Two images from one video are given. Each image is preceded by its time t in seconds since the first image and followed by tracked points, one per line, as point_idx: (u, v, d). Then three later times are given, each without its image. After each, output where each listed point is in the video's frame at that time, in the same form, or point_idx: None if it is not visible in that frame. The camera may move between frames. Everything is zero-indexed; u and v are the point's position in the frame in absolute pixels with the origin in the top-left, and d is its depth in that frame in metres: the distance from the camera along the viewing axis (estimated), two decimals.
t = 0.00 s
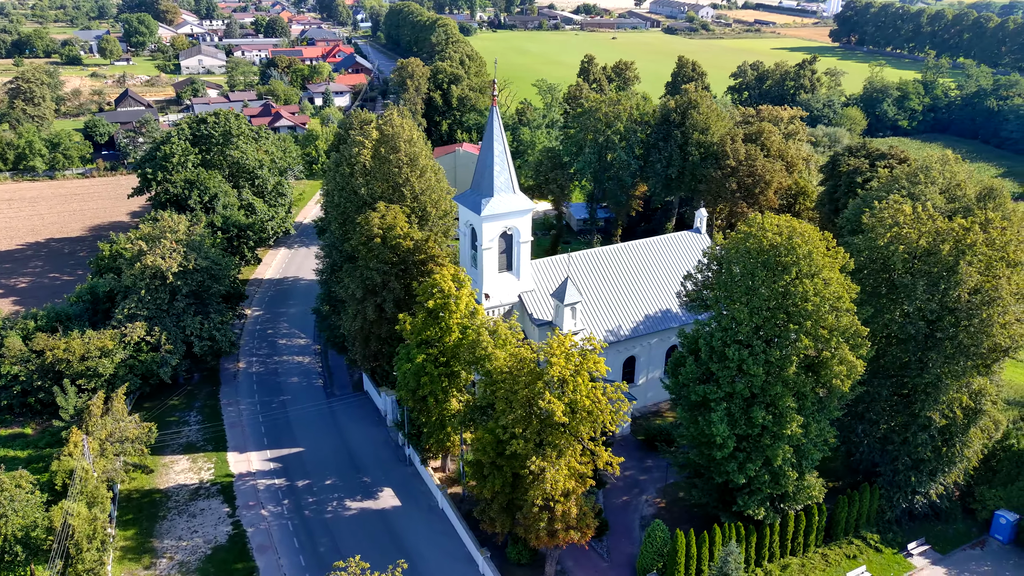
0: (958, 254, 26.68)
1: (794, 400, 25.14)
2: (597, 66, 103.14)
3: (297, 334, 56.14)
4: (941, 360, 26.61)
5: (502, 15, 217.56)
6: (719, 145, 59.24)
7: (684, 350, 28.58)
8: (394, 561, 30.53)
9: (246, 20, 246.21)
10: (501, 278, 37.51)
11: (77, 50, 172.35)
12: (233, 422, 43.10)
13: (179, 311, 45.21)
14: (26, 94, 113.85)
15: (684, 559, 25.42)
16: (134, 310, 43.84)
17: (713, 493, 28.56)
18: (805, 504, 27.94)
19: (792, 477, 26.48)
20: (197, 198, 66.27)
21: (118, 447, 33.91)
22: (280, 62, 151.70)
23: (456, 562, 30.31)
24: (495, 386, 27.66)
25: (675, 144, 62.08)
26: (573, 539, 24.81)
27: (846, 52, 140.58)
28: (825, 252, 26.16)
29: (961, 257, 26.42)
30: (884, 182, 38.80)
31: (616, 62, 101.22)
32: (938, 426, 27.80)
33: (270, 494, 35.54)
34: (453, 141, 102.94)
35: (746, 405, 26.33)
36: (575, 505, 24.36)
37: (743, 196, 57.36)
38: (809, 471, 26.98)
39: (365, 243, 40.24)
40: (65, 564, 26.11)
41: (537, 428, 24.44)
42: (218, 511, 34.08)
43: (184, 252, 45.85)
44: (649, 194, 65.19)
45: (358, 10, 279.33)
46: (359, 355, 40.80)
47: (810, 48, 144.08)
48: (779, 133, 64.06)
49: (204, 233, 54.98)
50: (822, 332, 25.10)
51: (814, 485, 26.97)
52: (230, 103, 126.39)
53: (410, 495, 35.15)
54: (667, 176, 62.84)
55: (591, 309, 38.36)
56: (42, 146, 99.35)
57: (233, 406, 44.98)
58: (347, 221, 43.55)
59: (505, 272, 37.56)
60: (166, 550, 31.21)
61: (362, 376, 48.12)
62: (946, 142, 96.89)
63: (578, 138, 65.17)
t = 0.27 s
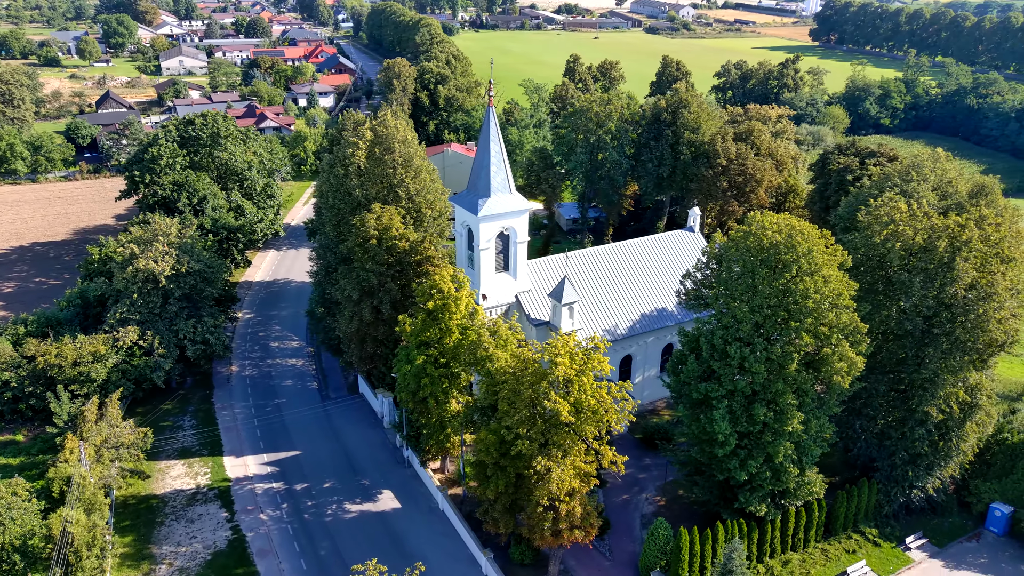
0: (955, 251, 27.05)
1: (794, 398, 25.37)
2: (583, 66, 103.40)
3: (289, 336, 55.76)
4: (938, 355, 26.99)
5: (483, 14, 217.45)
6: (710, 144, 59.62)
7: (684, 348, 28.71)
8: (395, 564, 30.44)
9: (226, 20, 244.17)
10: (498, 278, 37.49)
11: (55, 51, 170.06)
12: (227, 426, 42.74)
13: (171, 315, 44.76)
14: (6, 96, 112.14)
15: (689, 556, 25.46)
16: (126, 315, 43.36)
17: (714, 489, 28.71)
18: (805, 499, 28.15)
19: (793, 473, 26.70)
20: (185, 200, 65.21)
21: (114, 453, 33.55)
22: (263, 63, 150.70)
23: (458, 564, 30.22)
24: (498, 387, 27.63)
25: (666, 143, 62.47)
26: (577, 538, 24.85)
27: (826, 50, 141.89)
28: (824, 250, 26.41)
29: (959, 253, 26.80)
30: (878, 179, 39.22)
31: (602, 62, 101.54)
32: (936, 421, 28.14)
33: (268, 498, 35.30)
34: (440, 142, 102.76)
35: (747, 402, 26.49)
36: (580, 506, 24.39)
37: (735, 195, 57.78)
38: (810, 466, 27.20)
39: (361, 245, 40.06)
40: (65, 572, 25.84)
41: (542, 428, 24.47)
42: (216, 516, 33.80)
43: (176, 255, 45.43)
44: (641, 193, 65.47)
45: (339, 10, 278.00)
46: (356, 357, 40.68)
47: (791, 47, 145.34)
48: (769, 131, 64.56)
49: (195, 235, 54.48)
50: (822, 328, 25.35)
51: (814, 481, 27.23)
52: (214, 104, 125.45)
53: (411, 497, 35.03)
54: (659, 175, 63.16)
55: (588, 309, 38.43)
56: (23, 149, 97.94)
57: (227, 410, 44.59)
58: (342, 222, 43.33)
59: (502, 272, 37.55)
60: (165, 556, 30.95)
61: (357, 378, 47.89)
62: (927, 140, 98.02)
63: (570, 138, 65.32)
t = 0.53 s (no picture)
0: (951, 247, 27.47)
1: (795, 394, 25.60)
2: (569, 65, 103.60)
3: (282, 339, 55.43)
4: (936, 350, 27.35)
5: (466, 14, 217.20)
6: (702, 143, 59.95)
7: (685, 346, 28.89)
8: (398, 566, 30.37)
9: (206, 21, 241.98)
10: (496, 279, 37.52)
11: (33, 53, 167.70)
12: (223, 430, 42.42)
13: (165, 319, 44.32)
14: None
15: (694, 554, 25.56)
16: (119, 319, 42.91)
17: (716, 487, 28.89)
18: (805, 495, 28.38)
19: (794, 470, 26.93)
20: (175, 202, 64.09)
21: (112, 458, 33.20)
22: (246, 63, 149.63)
23: (461, 566, 30.19)
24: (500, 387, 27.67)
25: (658, 143, 62.73)
26: (582, 537, 24.93)
27: (807, 50, 143.08)
28: (824, 248, 26.69)
29: (956, 250, 27.21)
30: (871, 176, 39.66)
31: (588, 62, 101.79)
32: (934, 416, 28.49)
33: (267, 502, 35.10)
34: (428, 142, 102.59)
35: (749, 399, 26.70)
36: (585, 505, 24.50)
37: (727, 194, 58.17)
38: (811, 463, 27.44)
39: (357, 246, 39.94)
40: None
41: (547, 427, 24.55)
42: (216, 521, 33.57)
43: (169, 258, 45.02)
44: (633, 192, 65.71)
45: (321, 10, 276.51)
46: (353, 359, 40.58)
47: (772, 47, 146.49)
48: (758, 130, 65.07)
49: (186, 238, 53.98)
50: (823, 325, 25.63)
51: (816, 477, 27.47)
52: (198, 106, 124.44)
53: (411, 498, 34.96)
54: (651, 174, 63.43)
55: (585, 308, 38.56)
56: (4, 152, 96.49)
57: (223, 414, 44.24)
58: (337, 224, 43.18)
59: (500, 273, 37.58)
60: (165, 562, 30.72)
61: (352, 380, 47.71)
62: (910, 138, 99.12)
63: (562, 138, 65.44)
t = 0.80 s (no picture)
0: (948, 245, 27.90)
1: (797, 392, 25.83)
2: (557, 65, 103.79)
3: (275, 341, 55.09)
4: (934, 346, 27.74)
5: (450, 15, 216.89)
6: (694, 142, 60.23)
7: (686, 345, 29.04)
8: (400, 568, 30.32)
9: (188, 21, 239.87)
10: (494, 279, 37.51)
11: (13, 54, 165.43)
12: (220, 433, 42.12)
13: (159, 322, 43.94)
14: None
15: (699, 551, 25.67)
16: (113, 322, 42.51)
17: (717, 484, 29.04)
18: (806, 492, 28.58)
19: (796, 466, 27.13)
20: (166, 205, 63.59)
21: (109, 464, 32.90)
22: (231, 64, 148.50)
23: (464, 567, 30.17)
24: (503, 388, 27.68)
25: (651, 142, 62.97)
26: (587, 536, 25.00)
27: (789, 49, 144.09)
28: (824, 246, 26.97)
29: (952, 247, 27.64)
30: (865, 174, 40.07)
31: (575, 62, 101.99)
32: (932, 412, 28.84)
33: (267, 506, 34.92)
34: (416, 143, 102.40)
35: (750, 397, 26.89)
36: (590, 504, 24.57)
37: (719, 192, 58.53)
38: (811, 459, 27.66)
39: (354, 247, 39.79)
40: None
41: (552, 427, 24.62)
42: (215, 525, 33.39)
43: (162, 261, 44.66)
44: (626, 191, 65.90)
45: (304, 10, 275.00)
46: (350, 361, 40.44)
47: (755, 46, 147.47)
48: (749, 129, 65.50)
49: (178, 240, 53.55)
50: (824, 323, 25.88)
51: (817, 473, 27.70)
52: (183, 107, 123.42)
53: (411, 500, 34.90)
54: (644, 173, 63.66)
55: (583, 308, 38.65)
56: None
57: (218, 418, 43.92)
58: (333, 225, 43.01)
59: (498, 273, 37.59)
60: (166, 567, 30.52)
61: (348, 382, 47.52)
62: (895, 136, 100.23)
63: (554, 138, 65.52)
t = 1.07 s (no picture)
0: (944, 241, 28.37)
1: (798, 389, 26.08)
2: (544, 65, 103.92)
3: (269, 344, 54.75)
4: (931, 341, 28.20)
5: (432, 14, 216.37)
6: (686, 141, 60.54)
7: (686, 343, 29.21)
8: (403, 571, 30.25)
9: (168, 22, 237.61)
10: (491, 279, 37.50)
11: None
12: (215, 438, 41.78)
13: (153, 326, 43.55)
14: None
15: (703, 548, 25.83)
16: (106, 327, 42.08)
17: (718, 482, 29.21)
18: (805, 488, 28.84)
19: (797, 462, 27.37)
20: (155, 208, 62.89)
21: (107, 469, 32.59)
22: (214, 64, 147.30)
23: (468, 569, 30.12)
24: (505, 389, 27.71)
25: (643, 141, 63.20)
26: (592, 535, 25.09)
27: (770, 48, 145.03)
28: (823, 243, 27.26)
29: (949, 244, 28.11)
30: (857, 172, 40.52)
31: (561, 62, 102.17)
32: (929, 406, 29.29)
33: (267, 510, 34.71)
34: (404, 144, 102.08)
35: (752, 394, 27.09)
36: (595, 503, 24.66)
37: (711, 191, 58.90)
38: (811, 455, 27.92)
39: (351, 249, 39.63)
40: None
41: (557, 426, 24.70)
42: (215, 530, 33.17)
43: (155, 264, 44.27)
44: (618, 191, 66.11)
45: (285, 10, 273.30)
46: (347, 363, 40.27)
47: (737, 45, 148.52)
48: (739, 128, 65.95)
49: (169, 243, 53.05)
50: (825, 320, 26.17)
51: (817, 469, 27.96)
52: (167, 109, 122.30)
53: (412, 502, 34.83)
54: (636, 173, 63.89)
55: (581, 307, 38.77)
56: None
57: (213, 422, 43.57)
58: (328, 226, 42.80)
59: (496, 273, 37.60)
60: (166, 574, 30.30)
61: (344, 385, 47.31)
62: (878, 134, 101.33)
63: (546, 138, 65.59)
